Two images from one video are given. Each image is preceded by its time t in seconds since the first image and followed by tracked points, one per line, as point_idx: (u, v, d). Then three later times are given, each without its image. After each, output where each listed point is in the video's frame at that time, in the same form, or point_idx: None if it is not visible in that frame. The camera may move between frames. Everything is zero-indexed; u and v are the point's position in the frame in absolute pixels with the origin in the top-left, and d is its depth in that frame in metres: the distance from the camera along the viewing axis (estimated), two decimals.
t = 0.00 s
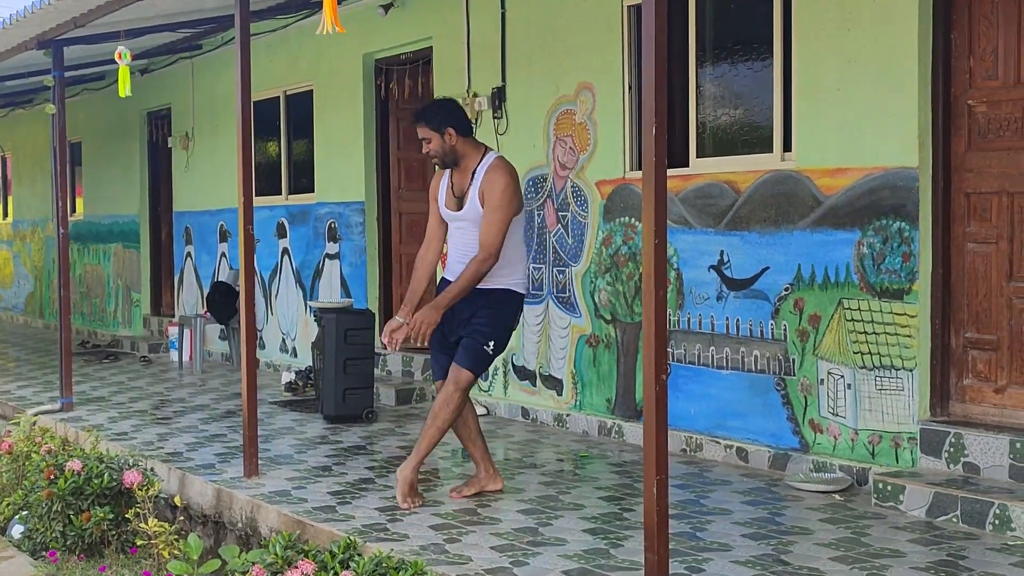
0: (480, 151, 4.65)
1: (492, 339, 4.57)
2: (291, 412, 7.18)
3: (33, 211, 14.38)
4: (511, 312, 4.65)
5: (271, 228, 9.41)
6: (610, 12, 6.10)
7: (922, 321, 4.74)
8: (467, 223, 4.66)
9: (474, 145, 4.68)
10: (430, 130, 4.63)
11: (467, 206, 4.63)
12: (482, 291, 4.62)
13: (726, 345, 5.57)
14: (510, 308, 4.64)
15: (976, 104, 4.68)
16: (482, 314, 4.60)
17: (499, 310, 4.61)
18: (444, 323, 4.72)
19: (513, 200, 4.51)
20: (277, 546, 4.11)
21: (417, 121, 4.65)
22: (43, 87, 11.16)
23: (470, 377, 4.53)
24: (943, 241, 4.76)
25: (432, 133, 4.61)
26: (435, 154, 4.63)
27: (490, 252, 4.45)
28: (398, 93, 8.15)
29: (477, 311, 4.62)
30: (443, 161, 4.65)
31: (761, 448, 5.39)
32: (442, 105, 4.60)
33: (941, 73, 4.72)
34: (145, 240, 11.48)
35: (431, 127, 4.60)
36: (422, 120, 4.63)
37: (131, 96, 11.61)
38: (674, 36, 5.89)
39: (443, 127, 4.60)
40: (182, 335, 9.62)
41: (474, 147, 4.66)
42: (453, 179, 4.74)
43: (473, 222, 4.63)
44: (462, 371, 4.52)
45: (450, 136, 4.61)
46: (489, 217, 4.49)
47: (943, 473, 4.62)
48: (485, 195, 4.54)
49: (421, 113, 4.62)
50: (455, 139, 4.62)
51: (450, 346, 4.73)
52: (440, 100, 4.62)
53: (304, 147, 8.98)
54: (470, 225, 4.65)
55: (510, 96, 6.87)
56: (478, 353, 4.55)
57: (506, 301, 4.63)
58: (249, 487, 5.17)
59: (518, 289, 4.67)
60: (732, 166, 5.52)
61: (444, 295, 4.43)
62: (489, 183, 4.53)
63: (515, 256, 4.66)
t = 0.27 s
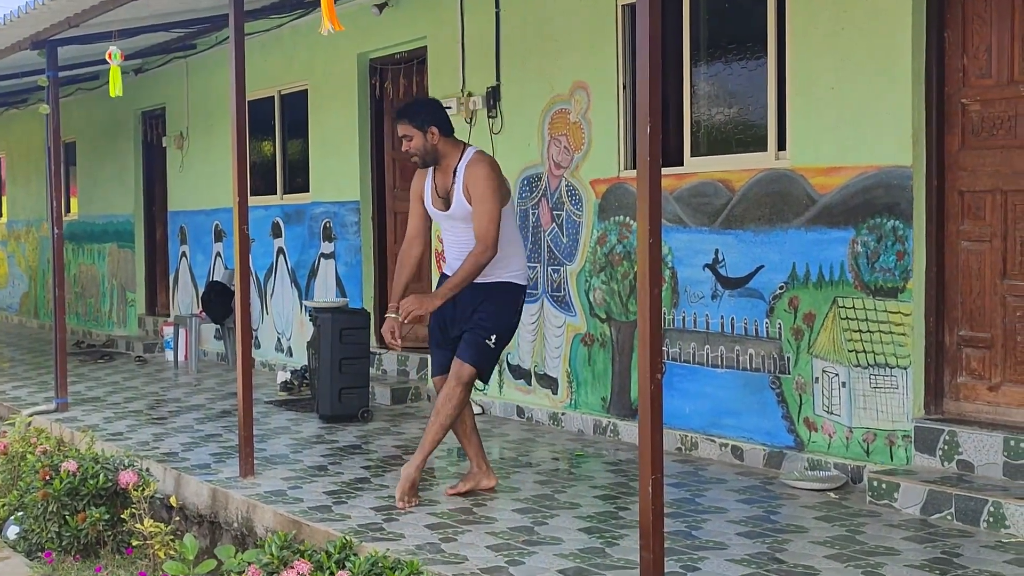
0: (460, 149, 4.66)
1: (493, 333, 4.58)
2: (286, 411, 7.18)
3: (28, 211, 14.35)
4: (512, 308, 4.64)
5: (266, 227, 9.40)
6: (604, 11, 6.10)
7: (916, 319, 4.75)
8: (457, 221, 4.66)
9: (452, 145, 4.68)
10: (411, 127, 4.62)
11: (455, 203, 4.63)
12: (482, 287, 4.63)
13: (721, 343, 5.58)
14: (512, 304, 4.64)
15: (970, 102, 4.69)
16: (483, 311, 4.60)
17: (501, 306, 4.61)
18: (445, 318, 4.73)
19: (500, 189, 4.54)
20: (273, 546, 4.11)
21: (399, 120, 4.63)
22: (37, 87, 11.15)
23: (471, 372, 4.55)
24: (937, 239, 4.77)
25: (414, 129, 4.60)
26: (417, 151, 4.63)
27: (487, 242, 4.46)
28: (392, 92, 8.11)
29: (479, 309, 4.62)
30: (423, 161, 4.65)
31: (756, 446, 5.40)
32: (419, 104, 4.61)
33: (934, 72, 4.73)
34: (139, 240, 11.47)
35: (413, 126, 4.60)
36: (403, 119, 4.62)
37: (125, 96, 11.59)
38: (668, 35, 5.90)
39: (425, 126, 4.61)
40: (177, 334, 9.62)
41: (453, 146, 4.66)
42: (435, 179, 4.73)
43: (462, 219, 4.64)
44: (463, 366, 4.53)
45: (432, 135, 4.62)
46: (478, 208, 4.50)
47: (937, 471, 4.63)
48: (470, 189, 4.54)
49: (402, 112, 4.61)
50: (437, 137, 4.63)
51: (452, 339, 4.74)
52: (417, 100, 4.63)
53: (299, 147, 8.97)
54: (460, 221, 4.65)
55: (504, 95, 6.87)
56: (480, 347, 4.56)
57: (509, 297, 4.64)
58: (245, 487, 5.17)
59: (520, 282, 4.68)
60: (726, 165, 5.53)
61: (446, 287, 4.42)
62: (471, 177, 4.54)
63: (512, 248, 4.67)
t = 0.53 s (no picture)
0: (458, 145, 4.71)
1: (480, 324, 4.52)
2: (282, 411, 7.17)
3: (23, 211, 14.33)
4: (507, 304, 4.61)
5: (262, 227, 9.39)
6: (600, 10, 6.10)
7: (912, 318, 4.75)
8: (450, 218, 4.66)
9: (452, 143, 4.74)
10: (429, 114, 4.63)
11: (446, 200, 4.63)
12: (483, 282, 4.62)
13: (717, 342, 5.58)
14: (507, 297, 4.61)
15: (965, 101, 4.68)
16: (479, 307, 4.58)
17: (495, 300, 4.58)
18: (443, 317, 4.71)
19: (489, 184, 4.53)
20: (269, 546, 4.10)
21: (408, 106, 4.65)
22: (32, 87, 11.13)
23: (467, 370, 4.53)
24: (933, 237, 4.77)
25: (431, 115, 4.62)
26: (428, 139, 4.64)
27: (484, 237, 4.46)
28: (387, 92, 8.13)
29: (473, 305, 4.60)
30: (427, 154, 4.67)
31: (752, 445, 5.40)
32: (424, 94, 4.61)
33: (930, 71, 4.72)
34: (135, 240, 11.45)
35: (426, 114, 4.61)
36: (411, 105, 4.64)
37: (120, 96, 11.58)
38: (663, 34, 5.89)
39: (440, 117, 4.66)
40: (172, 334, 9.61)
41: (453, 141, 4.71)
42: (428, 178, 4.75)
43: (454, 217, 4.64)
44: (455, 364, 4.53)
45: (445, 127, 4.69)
46: (468, 204, 4.50)
47: (933, 470, 4.63)
48: (458, 188, 4.55)
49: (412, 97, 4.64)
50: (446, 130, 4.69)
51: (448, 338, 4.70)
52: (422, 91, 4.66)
53: (294, 147, 8.96)
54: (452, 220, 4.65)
55: (499, 94, 6.87)
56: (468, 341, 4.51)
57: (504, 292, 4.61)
58: (241, 487, 5.16)
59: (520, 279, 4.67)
60: (721, 165, 5.53)
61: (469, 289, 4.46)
62: (458, 175, 4.54)
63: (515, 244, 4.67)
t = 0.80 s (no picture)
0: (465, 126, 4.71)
1: (498, 329, 4.55)
2: (279, 411, 7.16)
3: (19, 212, 14.32)
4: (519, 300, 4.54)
5: (258, 227, 9.39)
6: (596, 10, 6.10)
7: (908, 317, 4.76)
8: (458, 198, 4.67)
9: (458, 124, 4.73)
10: (438, 96, 4.60)
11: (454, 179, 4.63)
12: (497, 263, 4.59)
13: (714, 342, 5.58)
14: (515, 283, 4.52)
15: (961, 100, 4.69)
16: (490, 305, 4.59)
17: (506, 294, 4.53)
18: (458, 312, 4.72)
19: (492, 150, 4.52)
20: (266, 547, 4.10)
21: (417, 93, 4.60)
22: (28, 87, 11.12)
23: (492, 374, 4.55)
24: (929, 237, 4.77)
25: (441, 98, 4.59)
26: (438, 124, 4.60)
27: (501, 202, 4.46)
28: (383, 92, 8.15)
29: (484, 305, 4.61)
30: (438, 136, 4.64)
31: (749, 445, 5.40)
32: (432, 74, 4.58)
33: (925, 71, 4.73)
34: (131, 240, 11.45)
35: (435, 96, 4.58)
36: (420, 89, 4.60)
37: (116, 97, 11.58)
38: (659, 34, 5.89)
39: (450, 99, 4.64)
40: (170, 335, 9.61)
41: (462, 122, 4.69)
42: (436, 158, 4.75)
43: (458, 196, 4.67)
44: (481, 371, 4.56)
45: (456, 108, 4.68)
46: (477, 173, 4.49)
47: (929, 469, 4.63)
48: (463, 162, 4.54)
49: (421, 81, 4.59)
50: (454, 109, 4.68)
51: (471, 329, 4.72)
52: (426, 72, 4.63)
53: (291, 147, 8.96)
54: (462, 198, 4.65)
55: (495, 94, 6.87)
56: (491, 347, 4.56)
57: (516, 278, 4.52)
58: (237, 488, 5.16)
59: (530, 259, 4.58)
60: (718, 164, 5.53)
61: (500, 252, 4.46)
62: (460, 149, 4.54)
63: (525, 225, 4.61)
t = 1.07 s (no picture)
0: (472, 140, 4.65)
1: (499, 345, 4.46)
2: (277, 412, 7.16)
3: (16, 212, 14.31)
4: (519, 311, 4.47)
5: (256, 227, 9.39)
6: (593, 10, 6.10)
7: (905, 316, 4.76)
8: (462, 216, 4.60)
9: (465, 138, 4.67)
10: (445, 111, 4.54)
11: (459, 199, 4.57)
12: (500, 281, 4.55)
13: (711, 341, 5.59)
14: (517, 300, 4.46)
15: (957, 99, 4.69)
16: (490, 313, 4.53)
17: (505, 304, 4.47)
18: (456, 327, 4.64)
19: (502, 178, 4.48)
20: (263, 547, 4.10)
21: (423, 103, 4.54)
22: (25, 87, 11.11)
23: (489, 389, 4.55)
24: (925, 235, 4.78)
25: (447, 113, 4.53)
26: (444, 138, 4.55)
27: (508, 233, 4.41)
28: (381, 91, 8.16)
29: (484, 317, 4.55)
30: (445, 150, 4.58)
31: (746, 444, 5.41)
32: (440, 88, 4.50)
33: (921, 69, 4.73)
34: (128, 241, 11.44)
35: (446, 109, 4.52)
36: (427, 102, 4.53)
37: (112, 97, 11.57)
38: (656, 34, 5.90)
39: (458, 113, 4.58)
40: (167, 335, 9.60)
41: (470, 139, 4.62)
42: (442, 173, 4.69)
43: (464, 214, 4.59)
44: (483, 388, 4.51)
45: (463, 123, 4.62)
46: (487, 203, 4.44)
47: (927, 468, 4.64)
48: (472, 187, 4.49)
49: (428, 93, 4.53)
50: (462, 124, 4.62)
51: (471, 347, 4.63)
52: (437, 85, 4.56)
53: (288, 147, 8.95)
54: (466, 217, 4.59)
55: (492, 94, 6.87)
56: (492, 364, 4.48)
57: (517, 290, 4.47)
58: (235, 488, 5.16)
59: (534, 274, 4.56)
60: (714, 164, 5.53)
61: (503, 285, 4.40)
62: (469, 173, 4.49)
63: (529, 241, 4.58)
